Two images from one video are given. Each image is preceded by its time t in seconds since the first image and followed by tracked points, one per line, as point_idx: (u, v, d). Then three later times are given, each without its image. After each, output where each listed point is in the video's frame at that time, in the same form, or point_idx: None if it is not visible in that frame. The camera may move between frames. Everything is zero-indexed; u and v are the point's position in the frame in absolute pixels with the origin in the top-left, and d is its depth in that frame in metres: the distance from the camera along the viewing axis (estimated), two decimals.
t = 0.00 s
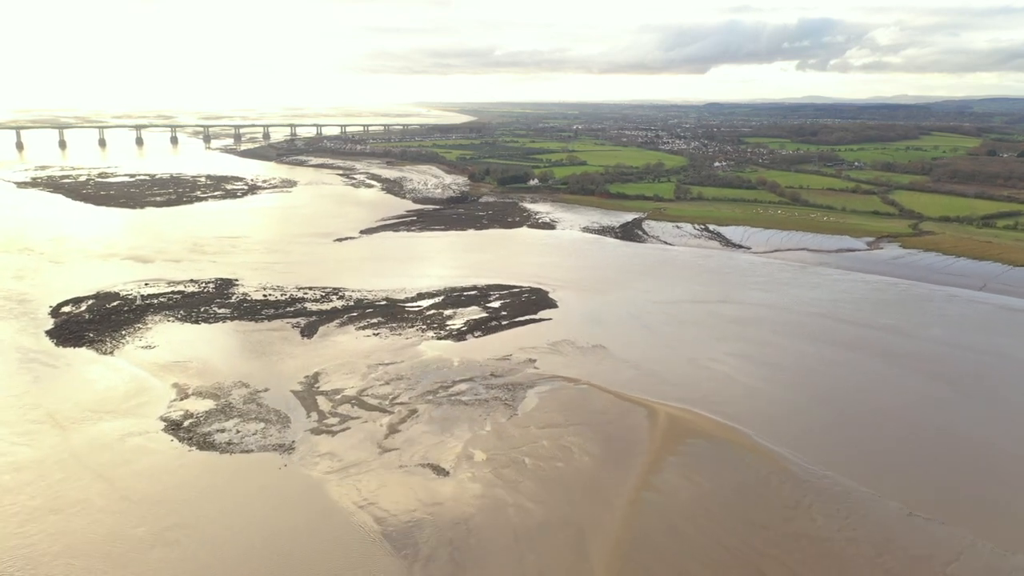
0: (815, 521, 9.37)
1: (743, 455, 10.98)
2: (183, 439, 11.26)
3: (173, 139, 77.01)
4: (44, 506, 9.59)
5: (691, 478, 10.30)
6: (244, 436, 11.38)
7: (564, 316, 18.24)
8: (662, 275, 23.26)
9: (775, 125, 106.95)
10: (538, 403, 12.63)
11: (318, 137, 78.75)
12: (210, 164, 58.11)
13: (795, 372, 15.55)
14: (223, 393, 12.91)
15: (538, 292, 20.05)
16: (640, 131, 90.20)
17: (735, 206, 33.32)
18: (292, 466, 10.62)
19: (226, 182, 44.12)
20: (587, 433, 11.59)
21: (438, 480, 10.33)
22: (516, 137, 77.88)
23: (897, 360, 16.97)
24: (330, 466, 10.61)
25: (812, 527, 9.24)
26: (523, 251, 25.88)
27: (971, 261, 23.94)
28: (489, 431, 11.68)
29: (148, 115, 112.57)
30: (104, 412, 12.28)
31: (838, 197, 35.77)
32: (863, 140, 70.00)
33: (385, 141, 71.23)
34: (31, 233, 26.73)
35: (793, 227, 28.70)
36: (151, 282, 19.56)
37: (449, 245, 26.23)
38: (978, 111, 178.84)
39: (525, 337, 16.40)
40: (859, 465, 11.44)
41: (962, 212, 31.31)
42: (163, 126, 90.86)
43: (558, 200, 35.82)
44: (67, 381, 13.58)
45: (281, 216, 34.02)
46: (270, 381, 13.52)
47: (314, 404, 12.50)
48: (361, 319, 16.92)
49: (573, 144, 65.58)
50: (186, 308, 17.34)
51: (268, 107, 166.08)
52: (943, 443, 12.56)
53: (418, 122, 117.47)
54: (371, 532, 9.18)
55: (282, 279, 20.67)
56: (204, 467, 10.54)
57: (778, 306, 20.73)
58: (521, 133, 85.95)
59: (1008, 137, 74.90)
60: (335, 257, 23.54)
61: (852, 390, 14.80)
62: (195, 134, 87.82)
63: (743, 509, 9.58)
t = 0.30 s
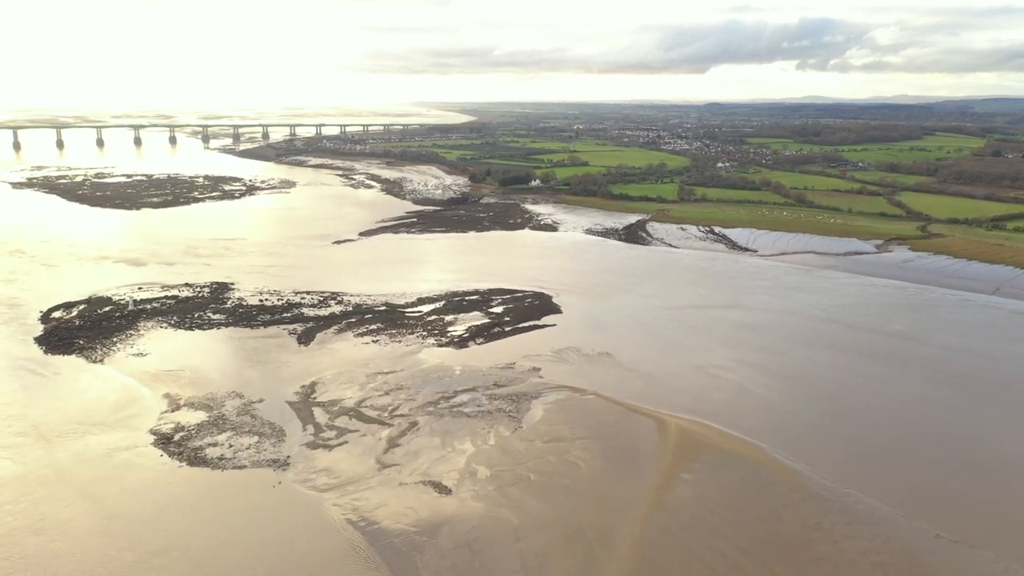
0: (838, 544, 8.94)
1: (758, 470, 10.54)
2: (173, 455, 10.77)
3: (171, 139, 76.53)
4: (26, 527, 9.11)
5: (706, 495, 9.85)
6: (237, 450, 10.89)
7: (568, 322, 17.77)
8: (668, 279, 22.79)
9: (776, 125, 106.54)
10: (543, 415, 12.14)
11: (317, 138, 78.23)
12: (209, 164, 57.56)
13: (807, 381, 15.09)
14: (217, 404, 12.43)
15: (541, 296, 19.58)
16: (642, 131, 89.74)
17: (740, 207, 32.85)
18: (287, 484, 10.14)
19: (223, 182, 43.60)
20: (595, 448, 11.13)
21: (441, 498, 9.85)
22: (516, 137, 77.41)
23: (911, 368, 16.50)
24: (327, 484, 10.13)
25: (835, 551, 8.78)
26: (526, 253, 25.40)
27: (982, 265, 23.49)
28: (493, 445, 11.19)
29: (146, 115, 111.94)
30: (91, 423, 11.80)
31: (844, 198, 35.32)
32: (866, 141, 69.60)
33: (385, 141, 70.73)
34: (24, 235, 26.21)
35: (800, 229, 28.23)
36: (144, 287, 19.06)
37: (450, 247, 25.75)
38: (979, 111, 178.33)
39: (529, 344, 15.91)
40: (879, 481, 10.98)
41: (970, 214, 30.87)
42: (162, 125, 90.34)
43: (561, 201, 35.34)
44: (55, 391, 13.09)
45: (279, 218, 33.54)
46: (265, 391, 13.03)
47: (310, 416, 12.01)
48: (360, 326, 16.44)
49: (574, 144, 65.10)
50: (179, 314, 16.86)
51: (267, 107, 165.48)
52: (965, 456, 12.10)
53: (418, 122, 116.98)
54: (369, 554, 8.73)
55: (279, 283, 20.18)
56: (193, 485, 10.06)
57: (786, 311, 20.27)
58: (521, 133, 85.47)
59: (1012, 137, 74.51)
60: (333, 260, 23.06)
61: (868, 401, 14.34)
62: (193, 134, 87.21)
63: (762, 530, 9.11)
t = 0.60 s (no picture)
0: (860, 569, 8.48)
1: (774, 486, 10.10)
2: (161, 472, 10.29)
3: (169, 139, 76.02)
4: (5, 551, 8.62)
5: (720, 513, 9.42)
6: (228, 467, 10.41)
7: (572, 329, 17.29)
8: (673, 283, 22.33)
9: (777, 124, 106.11)
10: (548, 428, 11.66)
11: (317, 138, 77.73)
12: (207, 165, 57.04)
13: (817, 389, 14.67)
14: (209, 416, 11.95)
15: (545, 301, 19.10)
16: (643, 131, 89.28)
17: (745, 208, 32.40)
18: (280, 503, 9.65)
19: (221, 183, 43.07)
20: (602, 462, 10.68)
21: (443, 519, 9.36)
22: (517, 137, 76.93)
23: (922, 373, 16.11)
24: (323, 504, 9.64)
25: None
26: (528, 256, 24.94)
27: (994, 268, 23.04)
28: (497, 461, 10.70)
29: (145, 116, 111.31)
30: (77, 438, 11.30)
31: (850, 199, 34.86)
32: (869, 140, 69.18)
33: (385, 141, 70.26)
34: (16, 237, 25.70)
35: (806, 231, 27.77)
36: (137, 292, 18.58)
37: (451, 250, 25.27)
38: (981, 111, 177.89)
39: (533, 352, 15.44)
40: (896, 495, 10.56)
41: (978, 215, 30.43)
42: (160, 125, 89.84)
43: (562, 202, 34.88)
44: (42, 402, 12.60)
45: (277, 219, 33.07)
46: (259, 403, 12.55)
47: (306, 430, 11.52)
48: (358, 332, 15.97)
49: (575, 144, 64.58)
50: (173, 320, 16.38)
51: (266, 107, 164.93)
52: (984, 466, 11.70)
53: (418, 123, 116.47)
54: None
55: (276, 287, 19.71)
56: (182, 504, 9.57)
57: (793, 314, 19.86)
58: (522, 133, 85.00)
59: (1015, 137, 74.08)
60: (331, 263, 22.59)
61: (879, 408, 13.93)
62: (192, 134, 86.66)
63: (780, 553, 8.66)
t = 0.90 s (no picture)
0: None
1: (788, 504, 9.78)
2: (148, 491, 9.79)
3: (167, 138, 75.44)
4: None
5: (734, 533, 9.07)
6: (218, 486, 9.91)
7: (576, 336, 16.79)
8: (678, 287, 21.86)
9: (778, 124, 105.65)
10: (553, 443, 11.19)
11: (315, 138, 77.17)
12: (204, 166, 56.48)
13: (824, 396, 14.33)
14: (199, 430, 11.46)
15: (547, 307, 18.60)
16: (644, 131, 88.80)
17: (749, 210, 31.94)
18: (272, 525, 9.16)
19: (218, 184, 42.54)
20: (609, 479, 10.28)
21: (443, 542, 8.89)
22: (517, 137, 76.43)
23: (929, 378, 15.80)
24: (317, 524, 9.16)
25: None
26: (529, 259, 24.46)
27: (1005, 271, 22.59)
28: (499, 479, 10.22)
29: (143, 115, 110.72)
30: (60, 454, 10.80)
31: (854, 200, 34.42)
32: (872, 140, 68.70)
33: (384, 142, 69.68)
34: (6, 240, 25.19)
35: (812, 233, 27.30)
36: (128, 297, 18.08)
37: (451, 252, 24.79)
38: (982, 110, 177.27)
39: (536, 360, 14.96)
40: (911, 511, 10.19)
41: (986, 216, 29.98)
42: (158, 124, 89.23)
43: (564, 203, 34.40)
44: (25, 414, 12.11)
45: (274, 221, 32.54)
46: (251, 416, 12.05)
47: (300, 445, 11.04)
48: (355, 340, 15.49)
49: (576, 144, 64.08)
50: (164, 327, 15.88)
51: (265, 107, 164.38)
52: (999, 477, 11.38)
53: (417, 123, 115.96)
54: None
55: (272, 292, 19.22)
56: (169, 526, 9.08)
57: (799, 319, 19.45)
58: (522, 133, 84.50)
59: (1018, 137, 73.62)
60: (329, 267, 22.10)
61: (889, 415, 13.61)
62: (190, 134, 86.14)
63: None
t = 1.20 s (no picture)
0: None
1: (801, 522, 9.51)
2: (132, 513, 9.31)
3: (164, 139, 74.89)
4: None
5: (745, 554, 8.79)
6: (205, 507, 9.42)
7: (579, 343, 16.32)
8: (683, 291, 21.38)
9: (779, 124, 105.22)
10: (557, 460, 10.73)
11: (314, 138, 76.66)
12: (201, 166, 55.97)
13: (827, 403, 14.15)
14: (187, 445, 10.98)
15: (549, 313, 18.14)
16: (645, 131, 88.20)
17: (753, 211, 31.47)
18: (262, 549, 8.68)
19: (214, 185, 42.03)
20: (615, 497, 9.88)
21: (443, 567, 8.42)
22: (517, 137, 75.97)
23: (932, 383, 15.66)
24: (310, 548, 8.69)
25: None
26: (530, 262, 23.97)
27: (1017, 275, 22.14)
28: (502, 499, 9.74)
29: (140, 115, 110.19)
30: (40, 471, 10.32)
31: (859, 201, 33.97)
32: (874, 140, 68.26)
33: (383, 142, 69.12)
34: None
35: (818, 235, 26.83)
36: (118, 303, 17.58)
37: (450, 256, 24.31)
38: (983, 110, 176.94)
39: (538, 370, 14.48)
40: (925, 530, 9.91)
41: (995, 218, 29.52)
42: (155, 124, 88.62)
43: (565, 205, 33.90)
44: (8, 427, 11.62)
45: (271, 223, 32.03)
46: (242, 430, 11.56)
47: (293, 461, 10.56)
48: (352, 348, 15.00)
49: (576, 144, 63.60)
50: (155, 335, 15.38)
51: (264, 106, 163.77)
52: (1008, 488, 11.23)
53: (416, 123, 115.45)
54: None
55: (266, 297, 18.72)
56: (153, 551, 8.61)
57: (801, 322, 19.21)
58: (522, 133, 84.01)
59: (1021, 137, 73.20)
60: (325, 271, 21.62)
61: (893, 423, 13.47)
62: (188, 134, 85.59)
63: None
